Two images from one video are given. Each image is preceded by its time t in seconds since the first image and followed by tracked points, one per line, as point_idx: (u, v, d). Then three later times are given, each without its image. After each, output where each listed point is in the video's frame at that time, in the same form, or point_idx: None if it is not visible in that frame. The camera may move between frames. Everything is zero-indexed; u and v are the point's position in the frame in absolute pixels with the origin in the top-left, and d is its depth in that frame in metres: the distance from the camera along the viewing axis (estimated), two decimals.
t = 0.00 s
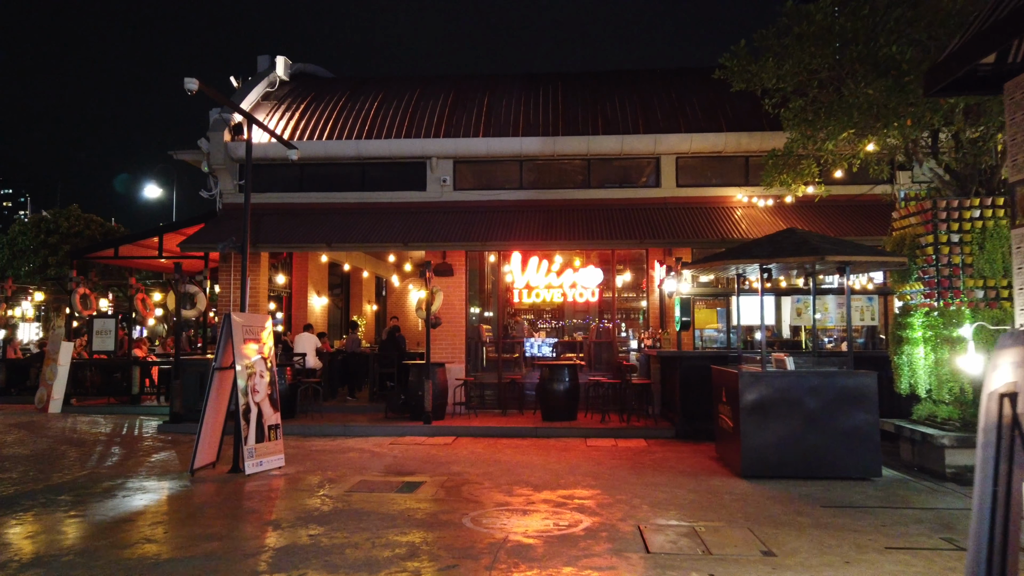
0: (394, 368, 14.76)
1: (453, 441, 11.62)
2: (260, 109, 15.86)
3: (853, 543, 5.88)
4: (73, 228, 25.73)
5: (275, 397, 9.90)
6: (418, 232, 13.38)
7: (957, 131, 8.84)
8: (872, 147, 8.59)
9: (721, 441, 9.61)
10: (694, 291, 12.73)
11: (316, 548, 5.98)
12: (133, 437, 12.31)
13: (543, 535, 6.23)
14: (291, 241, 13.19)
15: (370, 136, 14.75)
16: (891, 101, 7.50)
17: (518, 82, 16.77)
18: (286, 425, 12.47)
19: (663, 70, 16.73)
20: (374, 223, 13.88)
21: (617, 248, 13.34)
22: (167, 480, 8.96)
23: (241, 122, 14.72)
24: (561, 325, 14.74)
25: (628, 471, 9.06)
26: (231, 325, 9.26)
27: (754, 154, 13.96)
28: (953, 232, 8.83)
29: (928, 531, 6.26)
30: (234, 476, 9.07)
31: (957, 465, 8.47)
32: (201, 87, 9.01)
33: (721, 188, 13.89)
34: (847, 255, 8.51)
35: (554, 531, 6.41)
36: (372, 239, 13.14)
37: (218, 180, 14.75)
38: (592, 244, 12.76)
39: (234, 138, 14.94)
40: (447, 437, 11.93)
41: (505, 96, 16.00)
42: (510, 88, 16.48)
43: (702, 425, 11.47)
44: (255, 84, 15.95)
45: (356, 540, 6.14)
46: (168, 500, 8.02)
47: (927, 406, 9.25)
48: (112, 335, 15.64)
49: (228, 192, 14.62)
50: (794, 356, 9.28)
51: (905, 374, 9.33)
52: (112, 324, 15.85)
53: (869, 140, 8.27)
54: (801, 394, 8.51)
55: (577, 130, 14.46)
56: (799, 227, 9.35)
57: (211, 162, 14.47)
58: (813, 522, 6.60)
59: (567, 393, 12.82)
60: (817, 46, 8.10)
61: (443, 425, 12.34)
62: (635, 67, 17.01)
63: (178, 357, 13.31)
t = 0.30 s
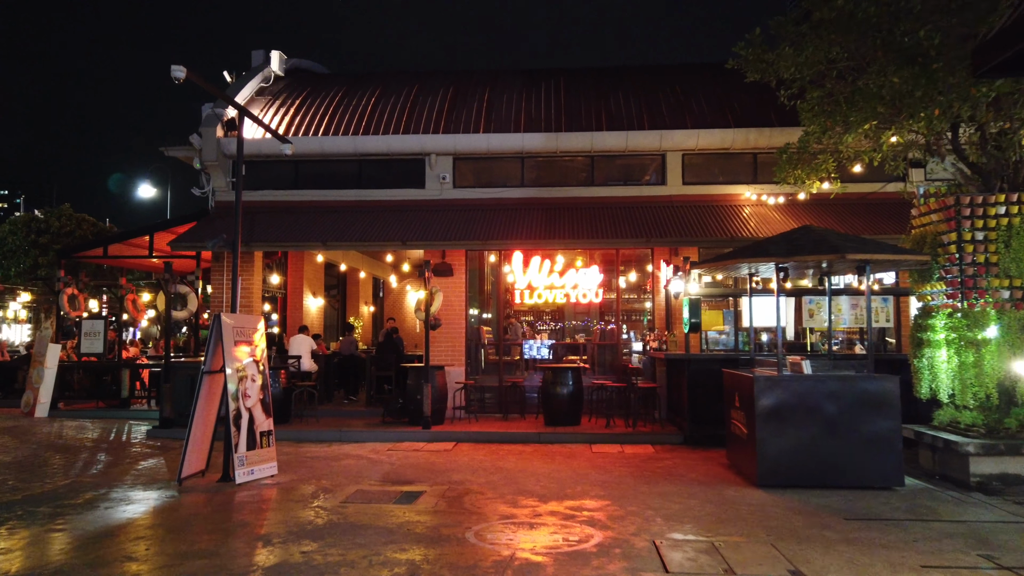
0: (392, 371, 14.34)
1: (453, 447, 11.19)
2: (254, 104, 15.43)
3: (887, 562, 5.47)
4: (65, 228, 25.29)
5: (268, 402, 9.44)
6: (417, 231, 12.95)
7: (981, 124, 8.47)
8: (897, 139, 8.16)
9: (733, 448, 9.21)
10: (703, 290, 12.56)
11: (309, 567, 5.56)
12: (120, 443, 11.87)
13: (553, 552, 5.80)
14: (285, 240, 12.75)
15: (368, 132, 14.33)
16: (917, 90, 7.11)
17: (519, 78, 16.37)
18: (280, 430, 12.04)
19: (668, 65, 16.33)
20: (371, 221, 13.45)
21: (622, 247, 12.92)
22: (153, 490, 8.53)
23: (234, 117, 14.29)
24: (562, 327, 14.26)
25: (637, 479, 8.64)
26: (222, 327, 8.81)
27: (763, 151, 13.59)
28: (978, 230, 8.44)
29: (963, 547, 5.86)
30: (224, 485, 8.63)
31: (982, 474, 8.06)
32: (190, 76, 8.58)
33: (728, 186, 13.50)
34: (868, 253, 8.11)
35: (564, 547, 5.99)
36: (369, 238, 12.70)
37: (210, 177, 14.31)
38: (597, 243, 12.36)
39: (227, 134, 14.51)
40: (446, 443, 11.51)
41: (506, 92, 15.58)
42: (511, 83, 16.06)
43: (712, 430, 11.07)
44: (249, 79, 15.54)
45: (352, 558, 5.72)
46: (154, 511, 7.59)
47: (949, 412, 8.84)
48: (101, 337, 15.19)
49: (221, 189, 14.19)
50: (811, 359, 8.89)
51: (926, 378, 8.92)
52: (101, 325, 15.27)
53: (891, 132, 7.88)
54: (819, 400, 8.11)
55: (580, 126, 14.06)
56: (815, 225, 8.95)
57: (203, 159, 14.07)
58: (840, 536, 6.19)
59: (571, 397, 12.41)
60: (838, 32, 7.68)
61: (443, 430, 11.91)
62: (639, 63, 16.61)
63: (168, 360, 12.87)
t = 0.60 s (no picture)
0: (392, 371, 13.96)
1: (456, 450, 10.81)
2: (250, 97, 15.03)
3: None
4: (59, 225, 24.77)
5: (264, 405, 9.03)
6: (418, 227, 12.56)
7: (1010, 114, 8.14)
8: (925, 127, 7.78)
9: (749, 453, 8.84)
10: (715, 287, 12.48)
11: None
12: (111, 446, 11.46)
13: (569, 566, 5.42)
14: (282, 236, 12.35)
15: (368, 125, 13.94)
16: (950, 74, 6.81)
17: (522, 71, 15.99)
18: (277, 433, 11.64)
19: (674, 58, 15.96)
20: (371, 217, 13.04)
21: (629, 244, 12.54)
22: (143, 496, 8.11)
23: (229, 110, 13.89)
24: (563, 326, 13.70)
25: (650, 485, 8.26)
26: (215, 326, 8.40)
27: (773, 145, 13.24)
28: (1007, 224, 8.17)
29: (1006, 560, 5.49)
30: (217, 491, 8.23)
31: (1013, 479, 7.67)
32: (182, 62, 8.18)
33: (738, 182, 13.14)
34: (894, 248, 7.73)
35: (580, 560, 5.61)
36: (368, 234, 12.31)
37: (205, 171, 13.90)
38: (604, 239, 11.98)
39: (223, 128, 14.09)
40: (449, 446, 11.12)
41: (509, 85, 15.20)
42: (513, 76, 15.68)
43: (724, 433, 10.70)
44: (246, 72, 15.14)
45: (353, 572, 5.33)
46: (143, 519, 7.19)
47: (974, 414, 8.44)
48: (92, 337, 14.78)
49: (215, 184, 13.75)
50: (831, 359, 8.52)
51: (950, 378, 8.51)
52: (92, 325, 14.86)
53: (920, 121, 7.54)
54: (842, 402, 7.75)
55: (585, 119, 13.68)
56: (835, 219, 8.58)
57: (198, 153, 13.63)
58: (873, 548, 5.81)
59: (577, 398, 12.04)
60: (864, 16, 7.32)
61: (445, 433, 11.52)
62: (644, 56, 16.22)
63: (161, 360, 12.46)
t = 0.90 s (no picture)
0: (392, 374, 13.57)
1: (459, 456, 10.43)
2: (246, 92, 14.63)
3: None
4: (50, 224, 24.34)
5: (259, 410, 8.63)
6: (418, 225, 12.19)
7: None
8: (955, 120, 7.42)
9: (766, 460, 8.48)
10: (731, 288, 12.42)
11: None
12: (100, 452, 11.06)
13: None
14: (278, 235, 11.95)
15: (367, 121, 13.56)
16: (982, 64, 6.51)
17: (525, 66, 15.60)
18: (272, 438, 11.25)
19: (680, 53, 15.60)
20: (369, 215, 12.66)
21: (636, 243, 12.17)
22: (131, 507, 7.70)
23: (224, 105, 13.48)
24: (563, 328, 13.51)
25: (663, 495, 7.89)
26: (208, 328, 8.00)
27: (783, 142, 12.89)
28: None
29: None
30: (210, 502, 7.84)
31: None
32: (172, 51, 7.79)
33: (747, 180, 12.79)
34: (920, 247, 7.38)
35: None
36: (367, 233, 11.93)
37: (199, 168, 13.51)
38: (611, 238, 11.62)
39: (217, 123, 13.69)
40: (451, 452, 10.73)
41: (511, 81, 14.82)
42: (516, 71, 15.30)
43: (735, 438, 10.34)
44: (241, 67, 14.75)
45: None
46: (130, 531, 6.80)
47: (1000, 420, 8.08)
48: (83, 338, 14.47)
49: (209, 181, 13.36)
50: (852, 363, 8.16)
51: (974, 383, 8.13)
52: (82, 326, 14.57)
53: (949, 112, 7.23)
54: (866, 408, 7.39)
55: (591, 115, 13.32)
56: (856, 216, 8.23)
57: (191, 149, 13.24)
58: (909, 566, 5.46)
59: (583, 402, 11.66)
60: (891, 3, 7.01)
61: (447, 438, 11.15)
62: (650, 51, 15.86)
63: (152, 363, 12.07)
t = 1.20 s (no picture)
0: (391, 374, 13.18)
1: (461, 459, 10.04)
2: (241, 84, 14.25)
3: None
4: (42, 221, 23.95)
5: (253, 410, 8.23)
6: (419, 219, 11.80)
7: None
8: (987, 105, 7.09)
9: (783, 463, 8.10)
10: (744, 284, 12.02)
11: None
12: (88, 454, 10.64)
13: None
14: (273, 229, 11.55)
15: (365, 113, 13.17)
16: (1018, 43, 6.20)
17: (527, 58, 15.23)
18: (267, 440, 10.84)
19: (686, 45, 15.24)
20: (368, 209, 12.27)
21: (644, 238, 11.80)
22: (116, 513, 7.27)
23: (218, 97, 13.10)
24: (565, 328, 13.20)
25: (677, 500, 7.52)
26: (198, 325, 7.61)
27: (794, 135, 12.53)
28: None
29: None
30: (201, 507, 7.45)
31: None
32: (163, 32, 7.41)
33: (757, 173, 12.43)
34: (949, 238, 7.02)
35: None
36: (366, 227, 11.53)
37: (192, 161, 13.11)
38: (618, 233, 11.25)
39: (211, 115, 13.29)
40: (453, 454, 10.34)
41: (513, 72, 14.43)
42: (518, 63, 14.92)
43: (748, 439, 9.98)
44: (236, 58, 14.36)
45: None
46: (114, 539, 6.39)
47: None
48: (72, 337, 14.02)
49: (203, 175, 12.96)
50: (875, 361, 7.80)
51: (1001, 382, 7.77)
52: (71, 324, 14.11)
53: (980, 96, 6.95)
54: (892, 407, 7.03)
55: (596, 107, 12.95)
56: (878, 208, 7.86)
57: (184, 141, 12.85)
58: None
59: (588, 403, 11.29)
60: None
61: (449, 439, 10.76)
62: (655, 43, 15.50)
63: (143, 362, 11.66)
